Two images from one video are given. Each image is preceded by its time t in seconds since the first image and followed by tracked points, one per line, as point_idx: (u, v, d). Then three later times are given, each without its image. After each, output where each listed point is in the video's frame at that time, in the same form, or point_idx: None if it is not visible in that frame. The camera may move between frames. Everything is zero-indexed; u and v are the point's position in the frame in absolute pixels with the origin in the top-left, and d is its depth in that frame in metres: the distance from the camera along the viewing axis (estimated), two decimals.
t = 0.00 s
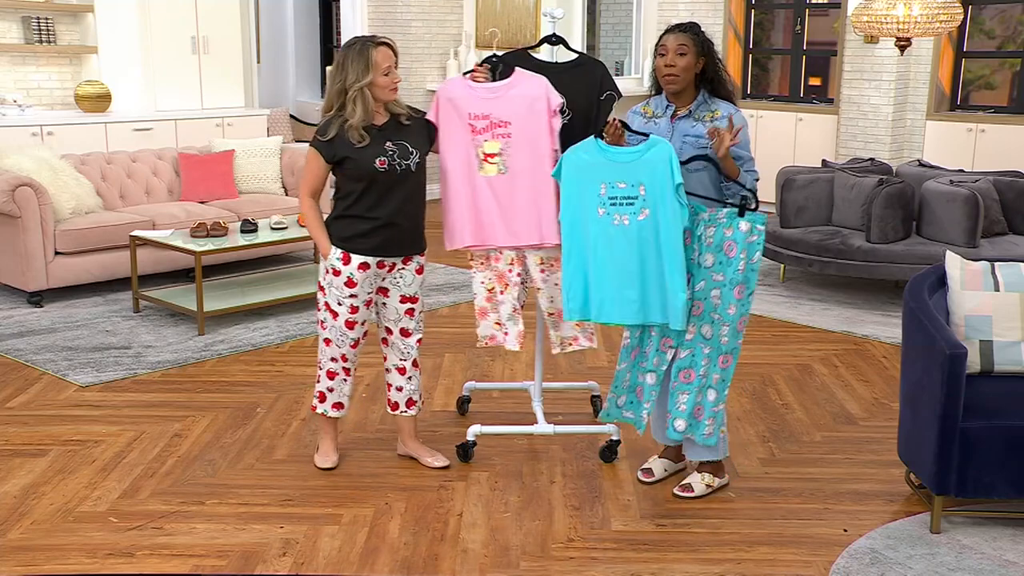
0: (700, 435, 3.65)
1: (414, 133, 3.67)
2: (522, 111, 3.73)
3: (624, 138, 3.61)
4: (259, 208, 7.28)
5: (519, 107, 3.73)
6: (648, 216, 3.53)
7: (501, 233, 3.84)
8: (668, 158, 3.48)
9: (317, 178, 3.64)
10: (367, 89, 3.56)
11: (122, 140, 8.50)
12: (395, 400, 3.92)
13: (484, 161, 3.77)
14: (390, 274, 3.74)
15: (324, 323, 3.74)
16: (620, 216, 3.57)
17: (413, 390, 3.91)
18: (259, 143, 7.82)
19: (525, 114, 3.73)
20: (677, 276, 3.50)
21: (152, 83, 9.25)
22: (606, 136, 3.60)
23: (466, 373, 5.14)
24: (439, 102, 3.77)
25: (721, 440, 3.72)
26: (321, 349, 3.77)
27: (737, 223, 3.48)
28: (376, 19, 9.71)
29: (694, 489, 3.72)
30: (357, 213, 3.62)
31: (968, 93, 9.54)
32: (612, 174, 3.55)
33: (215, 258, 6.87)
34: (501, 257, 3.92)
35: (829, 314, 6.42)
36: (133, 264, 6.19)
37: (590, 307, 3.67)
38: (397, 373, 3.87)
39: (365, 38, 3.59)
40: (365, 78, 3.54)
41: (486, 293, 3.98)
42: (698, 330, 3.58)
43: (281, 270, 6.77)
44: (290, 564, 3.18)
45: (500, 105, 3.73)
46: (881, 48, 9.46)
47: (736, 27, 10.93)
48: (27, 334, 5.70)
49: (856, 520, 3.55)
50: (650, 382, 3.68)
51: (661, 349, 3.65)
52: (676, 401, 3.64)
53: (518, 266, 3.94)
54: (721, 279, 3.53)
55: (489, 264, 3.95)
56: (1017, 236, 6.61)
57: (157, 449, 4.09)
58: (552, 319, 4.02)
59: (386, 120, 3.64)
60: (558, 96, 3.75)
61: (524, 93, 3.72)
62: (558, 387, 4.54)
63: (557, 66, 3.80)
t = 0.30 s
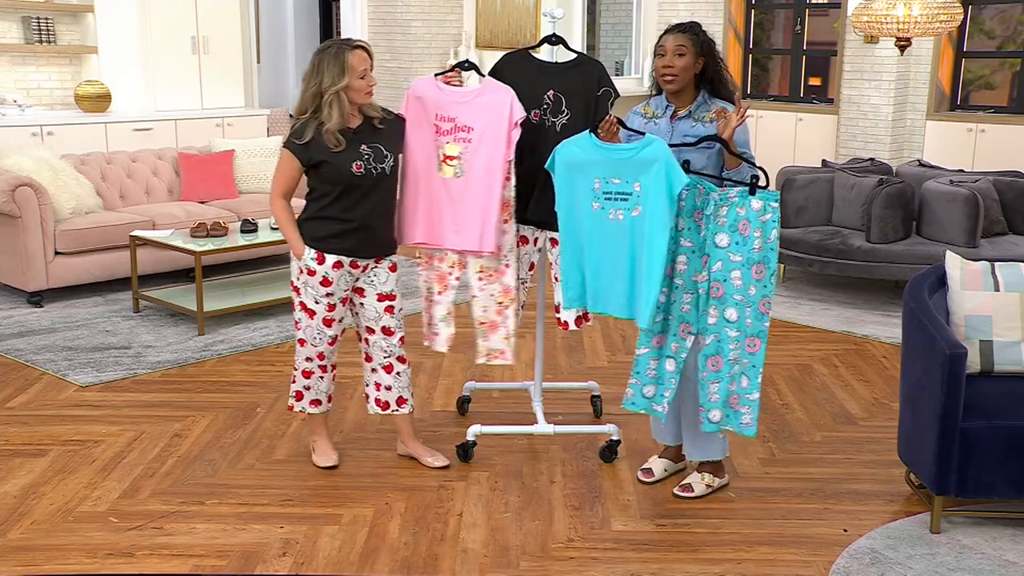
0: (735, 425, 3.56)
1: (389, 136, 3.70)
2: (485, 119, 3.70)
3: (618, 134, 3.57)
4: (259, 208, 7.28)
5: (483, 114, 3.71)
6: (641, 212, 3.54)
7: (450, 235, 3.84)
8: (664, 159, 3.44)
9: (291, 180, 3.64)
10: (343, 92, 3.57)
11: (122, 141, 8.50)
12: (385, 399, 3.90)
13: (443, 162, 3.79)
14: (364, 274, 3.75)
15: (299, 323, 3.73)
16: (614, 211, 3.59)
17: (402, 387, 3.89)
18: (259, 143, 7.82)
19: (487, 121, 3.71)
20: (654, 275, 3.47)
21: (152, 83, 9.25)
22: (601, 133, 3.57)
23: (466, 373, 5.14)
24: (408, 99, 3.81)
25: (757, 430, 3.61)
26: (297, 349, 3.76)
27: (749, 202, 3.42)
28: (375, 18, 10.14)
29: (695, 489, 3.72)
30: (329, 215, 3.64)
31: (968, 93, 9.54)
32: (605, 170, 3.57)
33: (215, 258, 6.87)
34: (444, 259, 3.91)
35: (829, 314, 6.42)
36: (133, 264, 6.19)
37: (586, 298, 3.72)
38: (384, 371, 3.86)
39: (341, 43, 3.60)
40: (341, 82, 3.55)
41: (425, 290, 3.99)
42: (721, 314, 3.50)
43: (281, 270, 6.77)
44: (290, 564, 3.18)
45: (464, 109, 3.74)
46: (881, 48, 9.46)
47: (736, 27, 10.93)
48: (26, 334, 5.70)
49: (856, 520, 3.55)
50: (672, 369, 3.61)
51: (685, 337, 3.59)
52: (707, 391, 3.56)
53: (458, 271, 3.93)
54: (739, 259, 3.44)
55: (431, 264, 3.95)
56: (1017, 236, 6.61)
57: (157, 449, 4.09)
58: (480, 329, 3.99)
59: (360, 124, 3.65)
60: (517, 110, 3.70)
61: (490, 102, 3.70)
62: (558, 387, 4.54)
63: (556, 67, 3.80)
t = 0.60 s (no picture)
0: (748, 436, 3.51)
1: (375, 135, 3.71)
2: (470, 126, 3.75)
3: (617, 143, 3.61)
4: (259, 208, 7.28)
5: (468, 120, 3.75)
6: (625, 223, 3.57)
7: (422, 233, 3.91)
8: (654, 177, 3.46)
9: (279, 180, 3.62)
10: (327, 92, 3.56)
11: (122, 140, 8.50)
12: (380, 397, 3.90)
13: (423, 163, 3.84)
14: (355, 274, 3.76)
15: (292, 324, 3.71)
16: (601, 217, 3.64)
17: (395, 383, 3.90)
18: (259, 143, 7.82)
19: (472, 127, 3.76)
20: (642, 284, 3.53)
21: (152, 83, 9.24)
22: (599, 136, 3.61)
23: (466, 373, 5.14)
24: (393, 96, 3.85)
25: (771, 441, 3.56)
26: (292, 350, 3.74)
27: (755, 209, 3.39)
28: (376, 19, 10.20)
29: (695, 489, 3.72)
30: (316, 215, 3.63)
31: (968, 93, 9.54)
32: (597, 176, 3.61)
33: (215, 258, 6.87)
34: (400, 251, 4.02)
35: (829, 314, 6.42)
36: (133, 264, 6.19)
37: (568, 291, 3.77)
38: (377, 368, 3.85)
39: (324, 43, 3.59)
40: (325, 82, 3.55)
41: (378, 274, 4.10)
42: (732, 322, 3.48)
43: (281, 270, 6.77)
44: (290, 564, 3.18)
45: (451, 113, 3.78)
46: (881, 48, 9.46)
47: (736, 27, 10.93)
48: (26, 334, 5.70)
49: (856, 520, 3.55)
50: (691, 377, 3.59)
51: (699, 342, 3.57)
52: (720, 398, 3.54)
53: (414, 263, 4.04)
54: (747, 266, 3.42)
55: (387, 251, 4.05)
56: (1017, 236, 6.61)
57: (157, 449, 4.09)
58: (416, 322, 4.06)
59: (345, 124, 3.66)
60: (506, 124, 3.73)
61: (477, 109, 3.74)
62: (557, 387, 4.54)
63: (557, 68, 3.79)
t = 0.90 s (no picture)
0: (741, 440, 3.53)
1: (371, 133, 3.71)
2: (469, 119, 3.79)
3: (616, 149, 3.60)
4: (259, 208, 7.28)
5: (467, 114, 3.78)
6: (628, 229, 3.55)
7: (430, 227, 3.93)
8: (658, 182, 3.44)
9: (277, 181, 3.61)
10: (315, 90, 3.56)
11: (122, 140, 8.50)
12: (380, 396, 3.90)
13: (424, 158, 3.85)
14: (356, 274, 3.75)
15: (294, 324, 3.71)
16: (601, 224, 3.61)
17: (395, 382, 3.90)
18: (260, 143, 7.83)
19: (472, 120, 3.79)
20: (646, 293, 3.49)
21: (152, 83, 9.24)
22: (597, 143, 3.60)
23: (466, 373, 5.14)
24: (386, 96, 3.83)
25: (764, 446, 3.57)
26: (294, 350, 3.74)
27: (754, 218, 3.41)
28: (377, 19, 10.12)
29: (695, 489, 3.72)
30: (317, 213, 3.63)
31: (968, 93, 9.54)
32: (598, 183, 3.60)
33: (215, 258, 6.87)
34: (405, 245, 4.03)
35: (829, 314, 6.42)
36: (133, 264, 6.19)
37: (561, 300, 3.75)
38: (376, 368, 3.85)
39: (312, 43, 3.59)
40: (313, 79, 3.55)
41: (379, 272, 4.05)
42: (729, 328, 3.49)
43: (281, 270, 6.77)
44: (289, 564, 3.19)
45: (449, 108, 3.80)
46: (881, 48, 9.46)
47: (736, 27, 10.94)
48: (27, 334, 5.69)
49: (856, 520, 3.55)
50: (690, 384, 3.61)
51: (698, 349, 3.59)
52: (715, 403, 3.55)
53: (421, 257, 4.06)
54: (745, 275, 3.43)
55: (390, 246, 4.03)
56: (1017, 236, 6.61)
57: (157, 449, 4.09)
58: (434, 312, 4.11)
59: (339, 123, 3.66)
60: (506, 113, 3.78)
61: (475, 102, 3.77)
62: (557, 387, 4.54)
63: (557, 68, 3.79)
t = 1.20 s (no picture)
0: (739, 437, 3.59)
1: (369, 135, 3.71)
2: (471, 119, 3.81)
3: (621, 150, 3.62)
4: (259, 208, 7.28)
5: (468, 115, 3.80)
6: (630, 231, 3.53)
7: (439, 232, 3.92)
8: (664, 183, 3.41)
9: (273, 179, 3.62)
10: (298, 85, 3.60)
11: (122, 140, 8.50)
12: (376, 396, 3.90)
13: (428, 165, 3.84)
14: (351, 274, 3.76)
15: (291, 323, 3.71)
16: (602, 226, 3.58)
17: (392, 382, 3.89)
18: (259, 143, 7.83)
19: (473, 120, 3.81)
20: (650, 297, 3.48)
21: (152, 83, 9.24)
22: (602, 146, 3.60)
23: (466, 373, 5.14)
24: (384, 105, 3.78)
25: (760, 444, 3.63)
26: (291, 349, 3.74)
27: (749, 218, 3.42)
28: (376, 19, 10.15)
29: (694, 489, 3.72)
30: (321, 215, 3.62)
31: (968, 93, 9.54)
32: (600, 184, 3.58)
33: (215, 258, 6.86)
34: (423, 251, 3.99)
35: (829, 314, 6.42)
36: (133, 264, 6.19)
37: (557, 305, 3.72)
38: (373, 368, 3.85)
39: (301, 43, 3.61)
40: (294, 73, 3.59)
41: (402, 283, 4.08)
42: (722, 327, 3.51)
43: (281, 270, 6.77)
44: (290, 564, 3.19)
45: (450, 112, 3.81)
46: (881, 48, 9.46)
47: (736, 27, 10.94)
48: (27, 334, 5.69)
49: (856, 520, 3.55)
50: (677, 383, 3.59)
51: (686, 349, 3.57)
52: (708, 402, 3.57)
53: (442, 260, 4.04)
54: (739, 274, 3.45)
55: (408, 257, 4.03)
56: (1017, 236, 6.61)
57: (156, 449, 4.09)
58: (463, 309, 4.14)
59: (335, 124, 3.66)
60: (506, 110, 3.82)
61: (474, 102, 3.80)
62: (558, 387, 4.53)
63: (556, 68, 3.80)
